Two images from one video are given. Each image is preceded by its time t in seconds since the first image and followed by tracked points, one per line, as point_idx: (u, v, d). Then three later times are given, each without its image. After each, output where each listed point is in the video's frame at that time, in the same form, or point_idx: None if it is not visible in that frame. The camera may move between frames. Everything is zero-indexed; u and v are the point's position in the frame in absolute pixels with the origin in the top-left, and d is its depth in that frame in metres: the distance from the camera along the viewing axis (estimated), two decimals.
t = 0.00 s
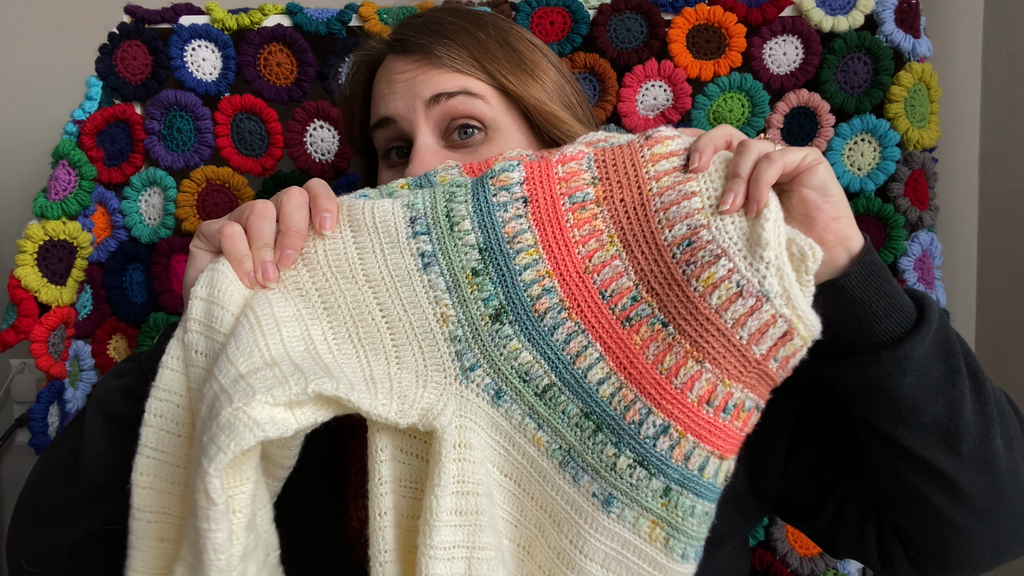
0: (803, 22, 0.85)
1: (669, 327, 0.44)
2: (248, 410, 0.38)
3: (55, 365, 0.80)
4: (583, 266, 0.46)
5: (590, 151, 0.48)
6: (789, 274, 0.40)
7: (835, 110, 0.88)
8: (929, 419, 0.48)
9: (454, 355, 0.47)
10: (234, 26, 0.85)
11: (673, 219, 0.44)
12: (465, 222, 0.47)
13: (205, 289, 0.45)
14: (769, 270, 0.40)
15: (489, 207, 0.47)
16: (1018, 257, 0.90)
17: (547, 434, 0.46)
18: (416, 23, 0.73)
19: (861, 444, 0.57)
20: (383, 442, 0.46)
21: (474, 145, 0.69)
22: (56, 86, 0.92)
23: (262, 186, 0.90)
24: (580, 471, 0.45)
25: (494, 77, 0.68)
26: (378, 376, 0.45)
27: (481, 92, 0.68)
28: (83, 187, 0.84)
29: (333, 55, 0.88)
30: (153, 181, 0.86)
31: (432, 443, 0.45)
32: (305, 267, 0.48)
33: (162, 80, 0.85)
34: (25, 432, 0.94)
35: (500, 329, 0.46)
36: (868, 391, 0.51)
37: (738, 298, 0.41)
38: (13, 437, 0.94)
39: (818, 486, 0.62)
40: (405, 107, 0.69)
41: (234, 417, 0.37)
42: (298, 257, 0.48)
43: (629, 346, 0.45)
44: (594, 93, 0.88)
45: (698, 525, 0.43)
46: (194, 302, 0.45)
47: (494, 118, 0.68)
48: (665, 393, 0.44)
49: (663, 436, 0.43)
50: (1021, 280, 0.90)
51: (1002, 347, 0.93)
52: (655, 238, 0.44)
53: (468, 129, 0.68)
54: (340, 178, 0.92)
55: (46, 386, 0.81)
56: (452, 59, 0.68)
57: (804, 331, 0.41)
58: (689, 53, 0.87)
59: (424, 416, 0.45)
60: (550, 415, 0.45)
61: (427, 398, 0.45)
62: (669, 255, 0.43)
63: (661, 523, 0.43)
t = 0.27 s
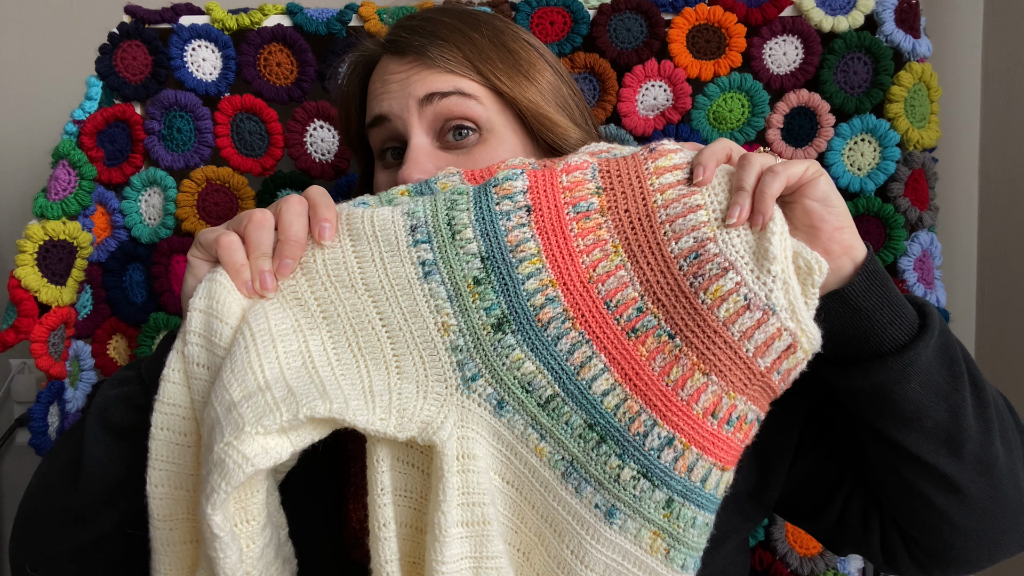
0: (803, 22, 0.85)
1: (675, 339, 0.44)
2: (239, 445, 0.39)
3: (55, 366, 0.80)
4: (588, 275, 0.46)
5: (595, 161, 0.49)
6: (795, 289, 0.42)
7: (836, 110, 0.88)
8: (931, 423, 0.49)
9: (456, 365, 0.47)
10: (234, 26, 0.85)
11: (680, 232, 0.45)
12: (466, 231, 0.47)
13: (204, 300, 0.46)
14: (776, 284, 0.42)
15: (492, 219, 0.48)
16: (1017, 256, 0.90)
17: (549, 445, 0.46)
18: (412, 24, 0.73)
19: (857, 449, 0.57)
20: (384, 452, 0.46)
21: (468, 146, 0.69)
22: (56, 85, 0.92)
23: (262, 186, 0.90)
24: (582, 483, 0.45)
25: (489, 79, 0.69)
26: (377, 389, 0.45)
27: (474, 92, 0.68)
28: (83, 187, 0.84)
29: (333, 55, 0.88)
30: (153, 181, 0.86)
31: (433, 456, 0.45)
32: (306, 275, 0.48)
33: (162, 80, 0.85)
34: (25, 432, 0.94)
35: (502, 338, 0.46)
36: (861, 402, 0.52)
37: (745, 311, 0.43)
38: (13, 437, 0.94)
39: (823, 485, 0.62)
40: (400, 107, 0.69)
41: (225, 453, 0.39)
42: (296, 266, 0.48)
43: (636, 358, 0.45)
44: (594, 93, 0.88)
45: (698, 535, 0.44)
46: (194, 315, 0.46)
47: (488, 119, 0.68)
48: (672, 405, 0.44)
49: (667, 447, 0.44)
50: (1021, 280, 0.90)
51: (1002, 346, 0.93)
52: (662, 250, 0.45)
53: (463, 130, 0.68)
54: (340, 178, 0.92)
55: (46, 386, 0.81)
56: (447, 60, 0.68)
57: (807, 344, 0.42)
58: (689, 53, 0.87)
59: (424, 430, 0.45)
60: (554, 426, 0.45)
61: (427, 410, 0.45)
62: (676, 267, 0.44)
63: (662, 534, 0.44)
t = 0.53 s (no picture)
0: (803, 22, 0.85)
1: (682, 379, 0.42)
2: (258, 510, 0.37)
3: (55, 366, 0.79)
4: (599, 317, 0.42)
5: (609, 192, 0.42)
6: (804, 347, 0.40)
7: (836, 110, 0.88)
8: (924, 472, 0.46)
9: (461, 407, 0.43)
10: (234, 26, 0.85)
11: (695, 275, 0.40)
12: (468, 275, 0.42)
13: (198, 360, 0.41)
14: (786, 341, 0.40)
15: (496, 263, 0.41)
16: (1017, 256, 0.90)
17: (557, 477, 0.43)
18: (412, 27, 0.72)
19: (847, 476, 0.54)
20: (391, 506, 0.42)
21: (473, 151, 0.67)
22: (56, 85, 0.92)
23: (262, 186, 0.89)
24: (590, 508, 0.43)
25: (491, 83, 0.67)
26: (384, 436, 0.43)
27: (479, 99, 0.66)
28: (83, 187, 0.83)
29: (332, 55, 0.88)
30: (153, 181, 0.86)
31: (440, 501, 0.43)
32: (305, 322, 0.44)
33: (162, 80, 0.85)
34: (25, 432, 0.94)
35: (509, 379, 0.42)
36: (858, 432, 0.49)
37: (751, 359, 0.41)
38: (13, 437, 0.94)
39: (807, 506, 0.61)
40: (402, 115, 0.66)
41: (245, 518, 0.37)
42: (290, 312, 0.44)
43: (643, 398, 0.42)
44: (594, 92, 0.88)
45: (689, 538, 0.45)
46: (190, 376, 0.41)
47: (493, 125, 0.67)
48: (678, 438, 0.43)
49: (670, 471, 0.43)
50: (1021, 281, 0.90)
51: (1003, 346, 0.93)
52: (675, 293, 0.41)
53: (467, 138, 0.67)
54: (340, 178, 0.91)
55: (46, 386, 0.80)
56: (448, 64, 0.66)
57: (796, 373, 0.40)
58: (689, 53, 0.87)
59: (431, 472, 0.43)
60: (562, 459, 0.43)
61: (434, 453, 0.43)
62: (689, 313, 0.41)
63: (660, 541, 0.44)
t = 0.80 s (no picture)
0: (803, 22, 0.85)
1: (698, 540, 0.41)
2: None
3: (55, 366, 0.79)
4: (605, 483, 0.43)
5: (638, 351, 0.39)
6: (819, 485, 0.40)
7: (836, 110, 0.88)
8: None
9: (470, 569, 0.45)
10: (234, 26, 0.85)
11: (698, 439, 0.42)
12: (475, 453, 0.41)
13: (235, 515, 0.46)
14: (799, 483, 0.40)
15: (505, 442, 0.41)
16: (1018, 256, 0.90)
17: None
18: (444, 21, 0.67)
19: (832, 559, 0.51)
20: None
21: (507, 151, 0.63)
22: (56, 85, 0.92)
23: (261, 186, 0.89)
24: None
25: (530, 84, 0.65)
26: None
27: (517, 99, 0.64)
28: (83, 187, 0.83)
29: (332, 55, 0.87)
30: (153, 181, 0.86)
31: None
32: (329, 467, 0.49)
33: (162, 80, 0.85)
34: (25, 432, 0.94)
35: (517, 539, 0.44)
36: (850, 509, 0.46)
37: (770, 511, 0.40)
38: (13, 437, 0.94)
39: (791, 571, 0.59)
40: (441, 116, 0.62)
41: None
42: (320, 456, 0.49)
43: (657, 560, 0.42)
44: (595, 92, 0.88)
45: None
46: (227, 525, 0.46)
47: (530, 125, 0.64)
48: None
49: None
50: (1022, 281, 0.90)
51: (1004, 347, 0.93)
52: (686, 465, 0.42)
53: (504, 137, 0.63)
54: (340, 179, 0.89)
55: (46, 386, 0.79)
56: (488, 65, 0.63)
57: (820, 517, 0.40)
58: (689, 53, 0.87)
59: None
60: None
61: None
62: (706, 484, 0.41)
63: None
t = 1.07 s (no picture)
0: (803, 22, 0.86)
1: None
2: None
3: (55, 366, 0.79)
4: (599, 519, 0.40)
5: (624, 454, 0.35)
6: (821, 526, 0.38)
7: (836, 110, 0.88)
8: None
9: None
10: (234, 26, 0.85)
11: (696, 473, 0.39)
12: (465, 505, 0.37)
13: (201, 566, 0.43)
14: (799, 522, 0.39)
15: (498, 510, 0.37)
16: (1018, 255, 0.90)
17: None
18: (465, 19, 0.66)
19: None
20: None
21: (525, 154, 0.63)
22: (55, 85, 0.92)
23: (262, 186, 0.89)
24: None
25: (551, 87, 0.65)
26: None
27: (536, 102, 0.63)
28: (83, 186, 0.83)
29: (332, 55, 0.87)
30: (153, 181, 0.86)
31: None
32: (328, 499, 0.42)
33: (162, 80, 0.85)
34: (25, 432, 0.94)
35: None
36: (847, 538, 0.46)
37: (771, 552, 0.39)
38: (14, 437, 0.94)
39: None
40: (461, 119, 0.61)
41: None
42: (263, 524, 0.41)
43: None
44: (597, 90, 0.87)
45: None
46: None
47: (548, 129, 0.64)
48: None
49: None
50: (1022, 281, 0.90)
51: (1005, 347, 0.93)
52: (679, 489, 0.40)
53: (522, 141, 0.63)
54: (340, 179, 0.89)
55: (46, 386, 0.80)
56: (510, 67, 0.62)
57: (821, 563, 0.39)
58: (689, 53, 0.87)
59: None
60: None
61: None
62: (694, 505, 0.40)
63: None
